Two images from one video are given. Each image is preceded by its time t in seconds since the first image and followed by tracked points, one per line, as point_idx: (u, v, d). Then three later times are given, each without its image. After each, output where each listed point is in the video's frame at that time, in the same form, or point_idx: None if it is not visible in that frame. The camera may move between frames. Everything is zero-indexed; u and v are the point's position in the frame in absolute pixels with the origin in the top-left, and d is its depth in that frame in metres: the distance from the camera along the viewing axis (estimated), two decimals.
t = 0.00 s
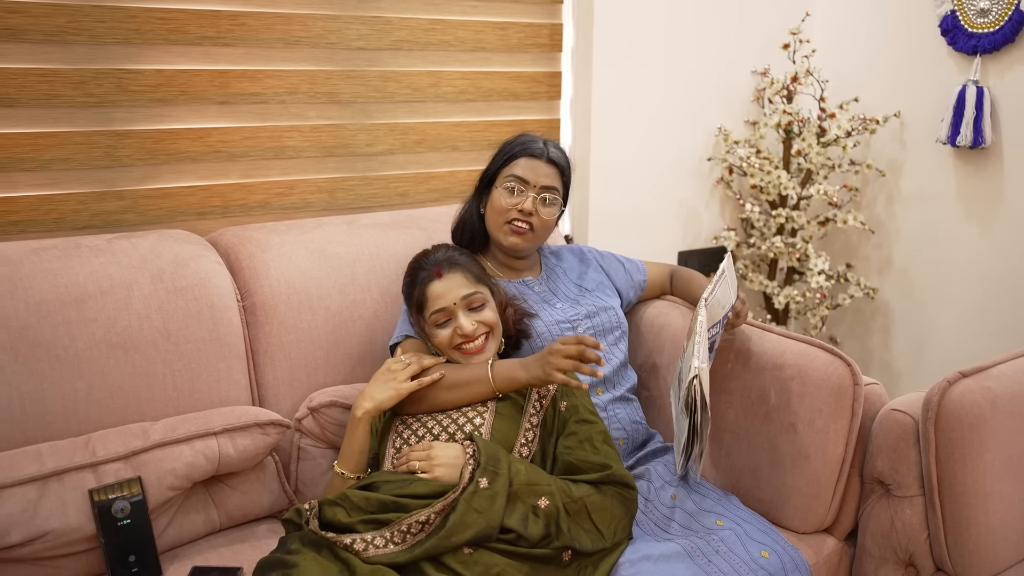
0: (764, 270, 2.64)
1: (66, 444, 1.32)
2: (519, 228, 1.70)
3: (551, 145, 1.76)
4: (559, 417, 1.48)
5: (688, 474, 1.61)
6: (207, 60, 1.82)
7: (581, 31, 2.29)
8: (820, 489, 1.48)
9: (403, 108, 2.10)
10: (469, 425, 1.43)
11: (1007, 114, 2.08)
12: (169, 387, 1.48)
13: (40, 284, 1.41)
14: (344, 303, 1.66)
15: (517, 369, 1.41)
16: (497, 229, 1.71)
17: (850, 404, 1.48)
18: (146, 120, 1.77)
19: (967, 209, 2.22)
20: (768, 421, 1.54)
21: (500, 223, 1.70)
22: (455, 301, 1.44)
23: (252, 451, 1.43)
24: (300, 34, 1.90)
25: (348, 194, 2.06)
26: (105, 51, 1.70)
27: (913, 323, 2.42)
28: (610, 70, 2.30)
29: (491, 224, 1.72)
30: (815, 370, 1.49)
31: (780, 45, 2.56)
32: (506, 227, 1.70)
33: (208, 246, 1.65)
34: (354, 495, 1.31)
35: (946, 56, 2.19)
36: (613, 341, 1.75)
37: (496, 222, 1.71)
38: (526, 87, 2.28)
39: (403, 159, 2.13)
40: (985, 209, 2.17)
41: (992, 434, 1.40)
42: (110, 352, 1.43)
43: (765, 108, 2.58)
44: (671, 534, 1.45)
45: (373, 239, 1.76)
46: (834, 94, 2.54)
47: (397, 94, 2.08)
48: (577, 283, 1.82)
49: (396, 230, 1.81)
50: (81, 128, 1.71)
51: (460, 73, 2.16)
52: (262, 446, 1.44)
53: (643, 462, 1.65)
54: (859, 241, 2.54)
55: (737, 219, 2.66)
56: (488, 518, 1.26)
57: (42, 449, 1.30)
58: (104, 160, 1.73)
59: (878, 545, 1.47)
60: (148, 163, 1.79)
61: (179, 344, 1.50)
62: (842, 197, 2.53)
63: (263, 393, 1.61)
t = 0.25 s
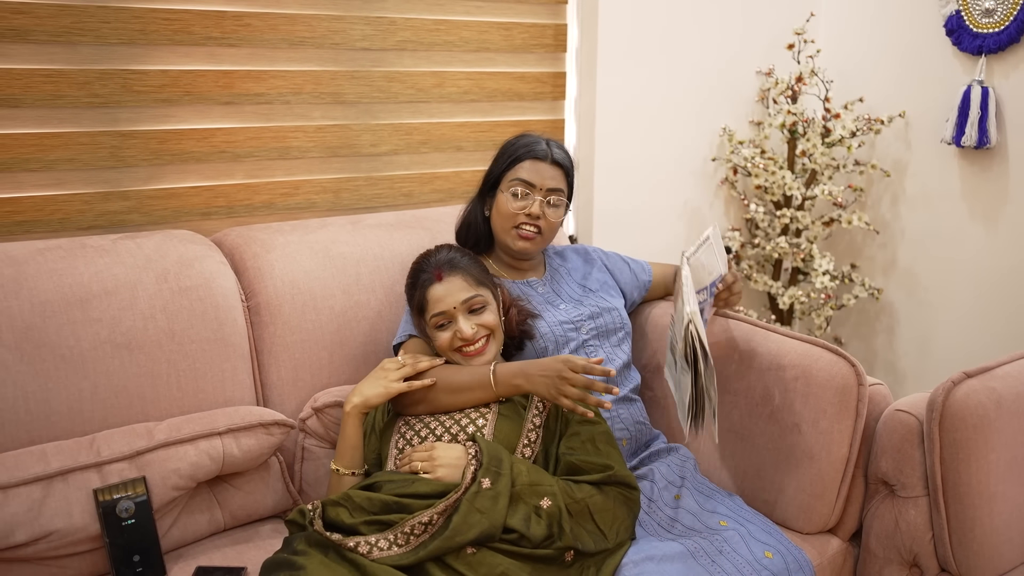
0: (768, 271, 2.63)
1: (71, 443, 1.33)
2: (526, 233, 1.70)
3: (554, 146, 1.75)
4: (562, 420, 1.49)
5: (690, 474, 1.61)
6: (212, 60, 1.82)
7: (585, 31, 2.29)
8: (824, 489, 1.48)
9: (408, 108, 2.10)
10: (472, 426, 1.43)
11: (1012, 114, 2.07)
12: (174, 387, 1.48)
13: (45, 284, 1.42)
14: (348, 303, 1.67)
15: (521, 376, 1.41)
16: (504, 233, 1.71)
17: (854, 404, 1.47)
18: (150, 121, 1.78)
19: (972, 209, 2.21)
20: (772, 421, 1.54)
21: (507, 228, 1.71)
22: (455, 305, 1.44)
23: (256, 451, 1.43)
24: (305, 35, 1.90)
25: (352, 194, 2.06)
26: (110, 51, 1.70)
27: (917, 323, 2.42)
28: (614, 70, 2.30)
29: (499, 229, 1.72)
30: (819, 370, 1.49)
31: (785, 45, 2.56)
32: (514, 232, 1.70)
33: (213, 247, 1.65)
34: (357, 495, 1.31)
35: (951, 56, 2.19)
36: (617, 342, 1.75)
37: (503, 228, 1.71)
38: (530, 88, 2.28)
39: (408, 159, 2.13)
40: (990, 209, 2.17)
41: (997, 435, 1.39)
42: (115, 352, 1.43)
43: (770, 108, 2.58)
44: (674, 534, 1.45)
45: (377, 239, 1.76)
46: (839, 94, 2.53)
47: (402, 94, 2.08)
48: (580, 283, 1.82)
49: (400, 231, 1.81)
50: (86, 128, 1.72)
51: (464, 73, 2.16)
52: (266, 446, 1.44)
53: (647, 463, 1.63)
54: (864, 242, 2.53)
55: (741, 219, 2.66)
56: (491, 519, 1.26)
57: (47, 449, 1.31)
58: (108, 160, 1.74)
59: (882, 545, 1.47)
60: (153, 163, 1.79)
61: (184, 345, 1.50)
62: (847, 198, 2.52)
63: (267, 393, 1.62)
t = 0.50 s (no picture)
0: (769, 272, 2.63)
1: (70, 444, 1.33)
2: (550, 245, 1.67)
3: (555, 151, 1.68)
4: (564, 420, 1.48)
5: (691, 475, 1.60)
6: (212, 61, 1.82)
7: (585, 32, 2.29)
8: (824, 491, 1.48)
9: (408, 109, 2.10)
10: (476, 426, 1.43)
11: (1012, 115, 2.07)
12: (173, 388, 1.48)
13: (44, 285, 1.41)
14: (348, 304, 1.66)
15: (532, 371, 1.41)
16: (528, 250, 1.68)
17: (854, 405, 1.47)
18: (150, 121, 1.78)
19: (973, 210, 2.21)
20: (772, 422, 1.54)
21: (531, 244, 1.67)
22: (464, 303, 1.44)
23: (255, 452, 1.43)
24: (305, 35, 1.90)
25: (352, 195, 2.06)
26: (110, 52, 1.70)
27: (917, 324, 2.42)
28: (614, 71, 2.30)
29: (515, 244, 1.69)
30: (820, 371, 1.49)
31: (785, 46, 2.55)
32: (538, 247, 1.67)
33: (212, 247, 1.65)
34: (361, 498, 1.31)
35: (951, 57, 2.19)
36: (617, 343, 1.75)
37: (526, 244, 1.67)
38: (531, 88, 2.28)
39: (408, 160, 2.13)
40: (990, 210, 2.17)
41: (997, 436, 1.39)
42: (114, 353, 1.43)
43: (769, 109, 2.58)
44: (674, 536, 1.45)
45: (377, 240, 1.76)
46: (839, 94, 2.53)
47: (402, 95, 2.08)
48: (581, 284, 1.81)
49: (400, 231, 1.81)
50: (86, 129, 1.72)
51: (464, 74, 2.16)
52: (266, 447, 1.44)
53: (648, 465, 1.62)
54: (864, 243, 2.53)
55: (741, 220, 2.66)
56: (496, 521, 1.26)
57: (46, 450, 1.30)
58: (108, 160, 1.74)
59: (882, 547, 1.47)
60: (153, 164, 1.79)
61: (183, 345, 1.50)
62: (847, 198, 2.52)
63: (267, 393, 1.61)
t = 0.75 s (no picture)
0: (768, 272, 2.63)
1: (67, 447, 1.32)
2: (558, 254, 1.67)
3: (557, 160, 1.66)
4: (565, 422, 1.48)
5: (690, 477, 1.60)
6: (210, 61, 1.81)
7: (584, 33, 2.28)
8: (824, 492, 1.47)
9: (406, 110, 2.10)
10: (477, 429, 1.42)
11: (1012, 115, 2.07)
12: (171, 390, 1.48)
13: (41, 287, 1.41)
14: (346, 306, 1.66)
15: (538, 381, 1.42)
16: (538, 261, 1.67)
17: (854, 407, 1.47)
18: (148, 122, 1.77)
19: (973, 211, 2.20)
20: (772, 423, 1.53)
21: (541, 257, 1.66)
22: (469, 300, 1.45)
23: (253, 454, 1.43)
24: (303, 36, 1.90)
25: (351, 196, 2.05)
26: (107, 52, 1.70)
27: (917, 325, 2.41)
28: (614, 71, 2.29)
29: (523, 257, 1.68)
30: (819, 373, 1.48)
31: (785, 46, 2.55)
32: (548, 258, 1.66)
33: (210, 248, 1.64)
34: (357, 500, 1.30)
35: (951, 57, 2.18)
36: (617, 345, 1.75)
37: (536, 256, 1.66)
38: (530, 89, 2.28)
39: (406, 161, 2.13)
40: (990, 211, 2.16)
41: (998, 437, 1.39)
42: (112, 354, 1.43)
43: (769, 110, 2.57)
44: (673, 538, 1.45)
45: (376, 241, 1.76)
46: (839, 95, 2.53)
47: (400, 96, 2.07)
48: (581, 285, 1.80)
49: (399, 232, 1.80)
50: (84, 130, 1.71)
51: (463, 74, 2.15)
52: (264, 449, 1.43)
53: (647, 466, 1.61)
54: (864, 243, 2.52)
55: (740, 221, 2.66)
56: (493, 523, 1.26)
57: (43, 452, 1.30)
58: (106, 161, 1.73)
59: (882, 548, 1.46)
60: (151, 165, 1.79)
61: (181, 347, 1.50)
62: (847, 199, 2.51)
63: (265, 395, 1.61)
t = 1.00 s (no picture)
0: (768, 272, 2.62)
1: (64, 448, 1.31)
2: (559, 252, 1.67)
3: (551, 160, 1.66)
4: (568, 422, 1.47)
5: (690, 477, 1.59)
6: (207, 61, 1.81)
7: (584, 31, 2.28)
8: (825, 493, 1.47)
9: (405, 109, 2.09)
10: (482, 429, 1.41)
11: (1014, 114, 2.06)
12: (169, 390, 1.47)
13: (37, 288, 1.40)
14: (345, 306, 1.65)
15: (545, 380, 1.41)
16: (538, 259, 1.66)
17: (855, 407, 1.46)
18: (145, 122, 1.76)
19: (974, 210, 2.19)
20: (773, 424, 1.52)
21: (541, 254, 1.65)
22: (484, 294, 1.44)
23: (251, 455, 1.42)
24: (301, 35, 1.89)
25: (349, 196, 2.05)
26: (104, 52, 1.69)
27: (918, 324, 2.40)
28: (613, 70, 2.28)
29: (524, 257, 1.67)
30: (820, 374, 1.47)
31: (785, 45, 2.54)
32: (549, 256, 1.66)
33: (208, 248, 1.64)
34: (358, 502, 1.29)
35: (952, 56, 2.17)
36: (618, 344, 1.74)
37: (537, 255, 1.65)
38: (529, 88, 2.27)
39: (405, 161, 2.12)
40: (992, 210, 2.15)
41: (1000, 438, 1.38)
42: (109, 356, 1.42)
43: (769, 109, 2.56)
44: (676, 540, 1.43)
45: (375, 241, 1.75)
46: (839, 94, 2.52)
47: (399, 95, 2.06)
48: (581, 284, 1.80)
49: (398, 232, 1.80)
50: (81, 130, 1.70)
51: (462, 73, 2.15)
52: (262, 450, 1.43)
53: (648, 467, 1.61)
54: (865, 242, 2.51)
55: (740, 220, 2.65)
56: (495, 526, 1.25)
57: (41, 454, 1.29)
58: (103, 161, 1.73)
59: (884, 550, 1.45)
60: (148, 165, 1.78)
61: (179, 348, 1.49)
62: (847, 198, 2.50)
63: (263, 396, 1.60)
